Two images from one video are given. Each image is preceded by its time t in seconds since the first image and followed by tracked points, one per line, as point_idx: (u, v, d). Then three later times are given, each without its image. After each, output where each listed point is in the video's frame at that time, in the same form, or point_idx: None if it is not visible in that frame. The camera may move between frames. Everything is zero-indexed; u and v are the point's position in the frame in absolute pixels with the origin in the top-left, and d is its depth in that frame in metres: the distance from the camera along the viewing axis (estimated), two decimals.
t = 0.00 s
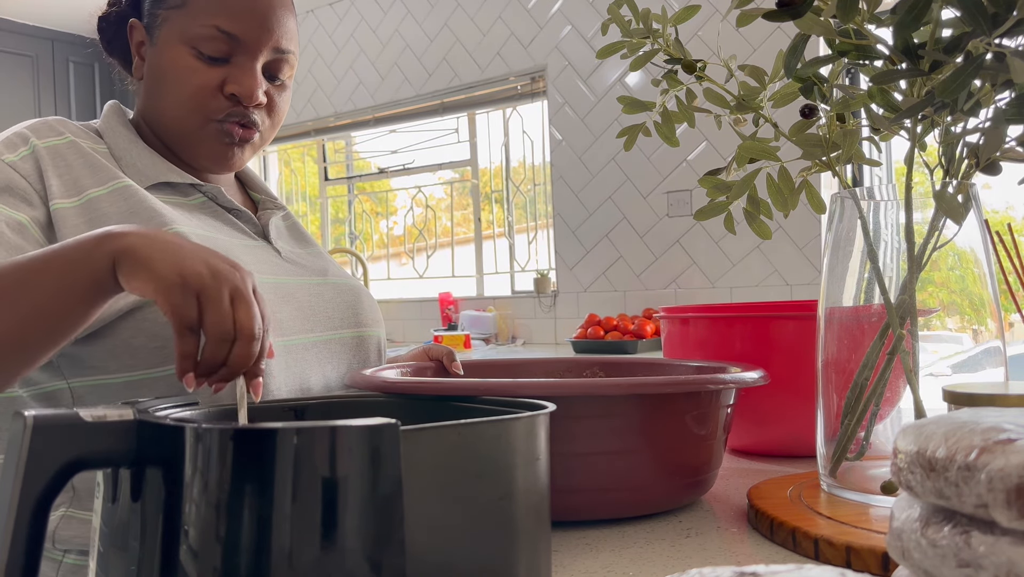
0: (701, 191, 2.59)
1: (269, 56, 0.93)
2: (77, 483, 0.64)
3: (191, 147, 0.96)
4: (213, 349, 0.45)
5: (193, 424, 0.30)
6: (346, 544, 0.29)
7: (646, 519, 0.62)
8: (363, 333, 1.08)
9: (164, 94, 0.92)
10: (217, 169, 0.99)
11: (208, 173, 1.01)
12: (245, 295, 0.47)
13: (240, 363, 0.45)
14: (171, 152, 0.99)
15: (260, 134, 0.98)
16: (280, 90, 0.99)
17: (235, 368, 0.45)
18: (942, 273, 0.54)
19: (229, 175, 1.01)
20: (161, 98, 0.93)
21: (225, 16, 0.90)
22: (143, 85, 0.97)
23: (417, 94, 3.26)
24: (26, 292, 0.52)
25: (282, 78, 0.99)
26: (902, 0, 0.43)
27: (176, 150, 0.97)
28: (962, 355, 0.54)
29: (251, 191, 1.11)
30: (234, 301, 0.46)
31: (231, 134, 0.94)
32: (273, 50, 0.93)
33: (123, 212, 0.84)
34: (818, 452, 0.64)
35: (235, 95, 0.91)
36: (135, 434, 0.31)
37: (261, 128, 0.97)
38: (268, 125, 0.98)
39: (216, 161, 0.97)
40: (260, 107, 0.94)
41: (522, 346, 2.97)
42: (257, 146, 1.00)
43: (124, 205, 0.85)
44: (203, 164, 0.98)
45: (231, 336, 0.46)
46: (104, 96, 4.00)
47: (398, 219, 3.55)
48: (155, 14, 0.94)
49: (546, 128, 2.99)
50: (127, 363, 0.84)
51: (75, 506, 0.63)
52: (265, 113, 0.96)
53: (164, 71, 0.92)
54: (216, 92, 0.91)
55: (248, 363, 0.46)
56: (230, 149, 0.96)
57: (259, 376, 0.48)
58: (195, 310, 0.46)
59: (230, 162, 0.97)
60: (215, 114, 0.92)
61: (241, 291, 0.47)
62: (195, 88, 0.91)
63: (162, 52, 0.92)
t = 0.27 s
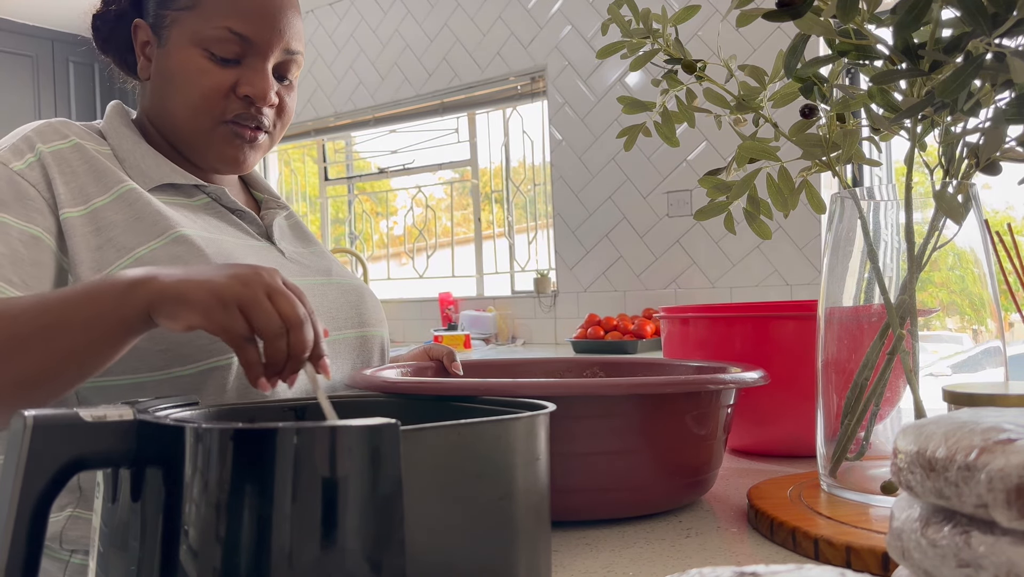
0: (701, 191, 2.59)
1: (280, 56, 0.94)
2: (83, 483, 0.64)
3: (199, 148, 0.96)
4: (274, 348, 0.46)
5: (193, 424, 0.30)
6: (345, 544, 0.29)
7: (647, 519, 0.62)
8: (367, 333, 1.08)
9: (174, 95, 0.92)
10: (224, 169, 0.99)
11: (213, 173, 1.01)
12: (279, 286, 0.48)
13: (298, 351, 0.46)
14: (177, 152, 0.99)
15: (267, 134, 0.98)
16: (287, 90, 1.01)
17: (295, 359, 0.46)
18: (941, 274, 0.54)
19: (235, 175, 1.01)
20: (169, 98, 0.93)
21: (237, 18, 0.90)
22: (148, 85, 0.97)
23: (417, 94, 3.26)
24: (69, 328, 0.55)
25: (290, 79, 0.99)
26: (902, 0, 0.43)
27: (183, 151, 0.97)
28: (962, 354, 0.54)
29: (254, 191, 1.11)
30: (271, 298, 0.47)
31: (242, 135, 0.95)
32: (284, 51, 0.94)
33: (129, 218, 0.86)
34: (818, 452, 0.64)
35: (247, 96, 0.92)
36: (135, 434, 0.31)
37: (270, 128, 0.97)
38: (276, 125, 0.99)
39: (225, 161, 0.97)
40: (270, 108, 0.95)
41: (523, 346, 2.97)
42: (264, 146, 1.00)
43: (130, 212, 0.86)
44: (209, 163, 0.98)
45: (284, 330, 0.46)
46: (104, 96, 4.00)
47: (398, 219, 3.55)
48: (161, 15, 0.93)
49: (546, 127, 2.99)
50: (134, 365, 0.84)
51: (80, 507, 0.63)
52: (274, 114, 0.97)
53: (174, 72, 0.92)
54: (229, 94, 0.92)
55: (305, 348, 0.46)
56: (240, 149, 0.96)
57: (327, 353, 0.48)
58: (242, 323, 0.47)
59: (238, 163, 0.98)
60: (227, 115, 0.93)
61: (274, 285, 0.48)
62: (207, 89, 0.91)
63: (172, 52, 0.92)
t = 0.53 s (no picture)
0: (701, 191, 2.59)
1: (283, 54, 0.94)
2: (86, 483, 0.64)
3: (203, 147, 0.96)
4: (287, 357, 0.50)
5: (193, 424, 0.30)
6: (346, 544, 0.29)
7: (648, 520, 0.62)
8: (370, 334, 1.08)
9: (176, 95, 0.92)
10: (228, 168, 0.99)
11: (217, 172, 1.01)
12: (288, 296, 0.51)
13: (308, 359, 0.50)
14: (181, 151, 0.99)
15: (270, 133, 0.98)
16: (291, 86, 1.01)
17: (306, 365, 0.50)
18: (942, 274, 0.54)
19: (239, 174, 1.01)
20: (171, 98, 0.93)
21: (240, 15, 0.90)
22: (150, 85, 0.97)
23: (417, 94, 3.26)
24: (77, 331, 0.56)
25: (292, 76, 0.99)
26: (902, 0, 0.43)
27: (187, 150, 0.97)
28: (962, 355, 0.54)
29: (257, 190, 1.11)
30: (282, 308, 0.51)
31: (246, 132, 0.95)
32: (285, 47, 0.94)
33: (132, 218, 0.85)
34: (818, 452, 0.64)
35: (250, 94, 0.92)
36: (135, 434, 0.31)
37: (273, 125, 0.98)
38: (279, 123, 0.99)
39: (229, 160, 0.97)
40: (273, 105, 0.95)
41: (523, 346, 2.97)
42: (268, 144, 1.00)
43: (134, 211, 0.86)
44: (212, 162, 0.98)
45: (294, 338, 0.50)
46: (104, 96, 4.00)
47: (398, 219, 3.55)
48: (162, 15, 0.93)
49: (546, 128, 2.99)
50: (139, 365, 0.84)
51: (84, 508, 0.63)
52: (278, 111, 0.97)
53: (177, 71, 0.92)
54: (232, 92, 0.92)
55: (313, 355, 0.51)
56: (243, 147, 0.96)
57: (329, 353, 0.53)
58: (255, 333, 0.50)
59: (242, 162, 0.98)
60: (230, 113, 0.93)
61: (284, 295, 0.51)
62: (210, 87, 0.91)
63: (173, 52, 0.92)
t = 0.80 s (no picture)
0: (701, 191, 2.59)
1: (282, 54, 0.94)
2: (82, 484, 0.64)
3: (203, 149, 0.96)
4: (289, 360, 0.49)
5: (193, 423, 0.30)
6: (346, 544, 0.29)
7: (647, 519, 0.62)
8: (369, 334, 1.08)
9: (176, 98, 0.93)
10: (229, 169, 0.99)
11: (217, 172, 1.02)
12: (292, 297, 0.50)
13: (313, 363, 0.48)
14: (180, 153, 0.99)
15: (270, 133, 0.99)
16: (289, 87, 1.01)
17: (311, 370, 0.48)
18: (942, 274, 0.54)
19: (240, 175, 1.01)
20: (172, 101, 0.93)
21: (238, 18, 0.90)
22: (149, 87, 0.97)
23: (417, 94, 3.26)
24: (92, 343, 0.57)
25: (291, 76, 1.00)
26: (902, 0, 0.43)
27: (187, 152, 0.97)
28: (962, 355, 0.54)
29: (256, 191, 1.11)
30: (285, 310, 0.50)
31: (246, 134, 0.95)
32: (284, 48, 0.94)
33: (132, 219, 0.85)
34: (818, 452, 0.64)
35: (250, 96, 0.92)
36: (136, 435, 0.31)
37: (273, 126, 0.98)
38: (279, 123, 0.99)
39: (229, 161, 0.98)
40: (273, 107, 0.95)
41: (523, 346, 2.97)
42: (268, 145, 1.01)
43: (135, 211, 0.85)
44: (215, 163, 0.98)
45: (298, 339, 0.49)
46: (104, 96, 4.00)
47: (398, 219, 3.55)
48: (160, 16, 0.93)
49: (546, 128, 2.99)
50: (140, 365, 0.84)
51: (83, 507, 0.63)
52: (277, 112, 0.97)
53: (176, 74, 0.92)
54: (231, 94, 0.92)
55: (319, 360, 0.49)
56: (244, 149, 0.96)
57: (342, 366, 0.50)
58: (258, 335, 0.49)
59: (243, 163, 0.98)
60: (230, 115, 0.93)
61: (288, 297, 0.50)
62: (209, 90, 0.91)
63: (172, 54, 0.92)
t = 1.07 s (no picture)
0: (701, 191, 2.59)
1: (280, 55, 0.94)
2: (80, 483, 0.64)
3: (202, 150, 0.96)
4: (298, 382, 0.48)
5: (193, 423, 0.30)
6: (346, 544, 0.29)
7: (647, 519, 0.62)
8: (367, 334, 1.08)
9: (174, 99, 0.93)
10: (227, 170, 0.99)
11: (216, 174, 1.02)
12: (300, 316, 0.49)
13: (323, 384, 0.48)
14: (179, 155, 0.99)
15: (268, 134, 0.99)
16: (287, 88, 1.01)
17: (322, 391, 0.48)
18: (942, 274, 0.54)
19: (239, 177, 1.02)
20: (171, 101, 0.93)
21: (236, 18, 0.90)
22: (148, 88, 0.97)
23: (417, 94, 3.26)
24: (100, 353, 0.57)
25: (289, 77, 1.00)
26: (902, 0, 0.43)
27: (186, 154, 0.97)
28: (962, 355, 0.54)
29: (255, 190, 1.11)
30: (292, 330, 0.49)
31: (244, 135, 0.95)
32: (283, 48, 0.94)
33: (131, 219, 0.85)
34: (818, 452, 0.64)
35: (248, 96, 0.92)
36: (136, 434, 0.32)
37: (271, 127, 0.98)
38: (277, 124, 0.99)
39: (228, 163, 0.98)
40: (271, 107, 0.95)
41: (523, 346, 2.97)
42: (266, 146, 1.01)
43: (134, 212, 0.85)
44: (211, 165, 0.98)
45: (307, 359, 0.48)
46: (104, 96, 4.01)
47: (398, 219, 3.55)
48: (159, 17, 0.93)
49: (546, 128, 2.99)
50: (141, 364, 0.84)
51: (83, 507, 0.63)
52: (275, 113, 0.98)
53: (174, 75, 0.92)
54: (230, 94, 0.92)
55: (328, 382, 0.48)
56: (242, 150, 0.97)
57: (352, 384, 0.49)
58: (263, 355, 0.48)
59: (241, 164, 0.98)
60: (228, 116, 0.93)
61: (296, 317, 0.49)
62: (208, 91, 0.91)
63: (171, 55, 0.92)
